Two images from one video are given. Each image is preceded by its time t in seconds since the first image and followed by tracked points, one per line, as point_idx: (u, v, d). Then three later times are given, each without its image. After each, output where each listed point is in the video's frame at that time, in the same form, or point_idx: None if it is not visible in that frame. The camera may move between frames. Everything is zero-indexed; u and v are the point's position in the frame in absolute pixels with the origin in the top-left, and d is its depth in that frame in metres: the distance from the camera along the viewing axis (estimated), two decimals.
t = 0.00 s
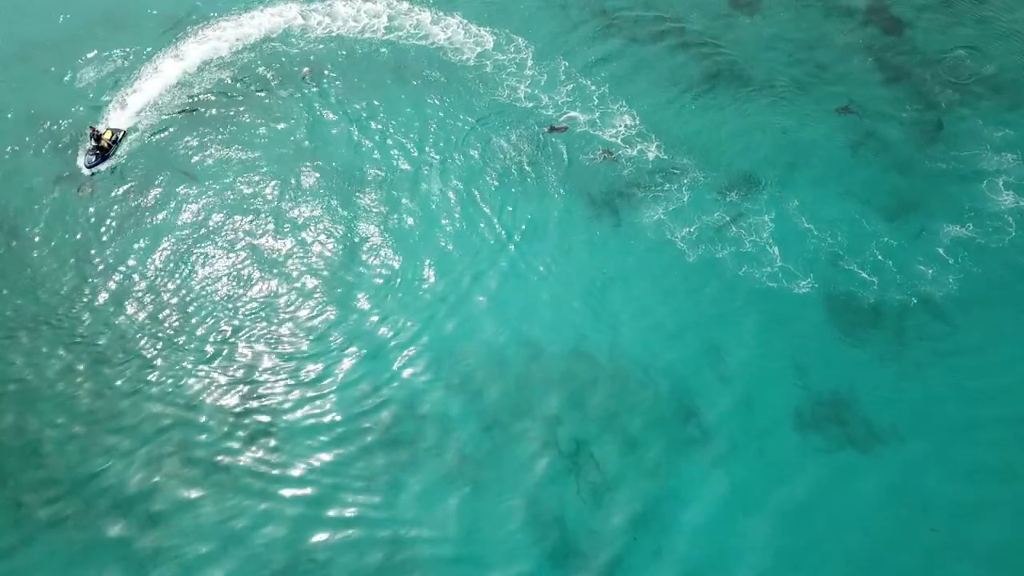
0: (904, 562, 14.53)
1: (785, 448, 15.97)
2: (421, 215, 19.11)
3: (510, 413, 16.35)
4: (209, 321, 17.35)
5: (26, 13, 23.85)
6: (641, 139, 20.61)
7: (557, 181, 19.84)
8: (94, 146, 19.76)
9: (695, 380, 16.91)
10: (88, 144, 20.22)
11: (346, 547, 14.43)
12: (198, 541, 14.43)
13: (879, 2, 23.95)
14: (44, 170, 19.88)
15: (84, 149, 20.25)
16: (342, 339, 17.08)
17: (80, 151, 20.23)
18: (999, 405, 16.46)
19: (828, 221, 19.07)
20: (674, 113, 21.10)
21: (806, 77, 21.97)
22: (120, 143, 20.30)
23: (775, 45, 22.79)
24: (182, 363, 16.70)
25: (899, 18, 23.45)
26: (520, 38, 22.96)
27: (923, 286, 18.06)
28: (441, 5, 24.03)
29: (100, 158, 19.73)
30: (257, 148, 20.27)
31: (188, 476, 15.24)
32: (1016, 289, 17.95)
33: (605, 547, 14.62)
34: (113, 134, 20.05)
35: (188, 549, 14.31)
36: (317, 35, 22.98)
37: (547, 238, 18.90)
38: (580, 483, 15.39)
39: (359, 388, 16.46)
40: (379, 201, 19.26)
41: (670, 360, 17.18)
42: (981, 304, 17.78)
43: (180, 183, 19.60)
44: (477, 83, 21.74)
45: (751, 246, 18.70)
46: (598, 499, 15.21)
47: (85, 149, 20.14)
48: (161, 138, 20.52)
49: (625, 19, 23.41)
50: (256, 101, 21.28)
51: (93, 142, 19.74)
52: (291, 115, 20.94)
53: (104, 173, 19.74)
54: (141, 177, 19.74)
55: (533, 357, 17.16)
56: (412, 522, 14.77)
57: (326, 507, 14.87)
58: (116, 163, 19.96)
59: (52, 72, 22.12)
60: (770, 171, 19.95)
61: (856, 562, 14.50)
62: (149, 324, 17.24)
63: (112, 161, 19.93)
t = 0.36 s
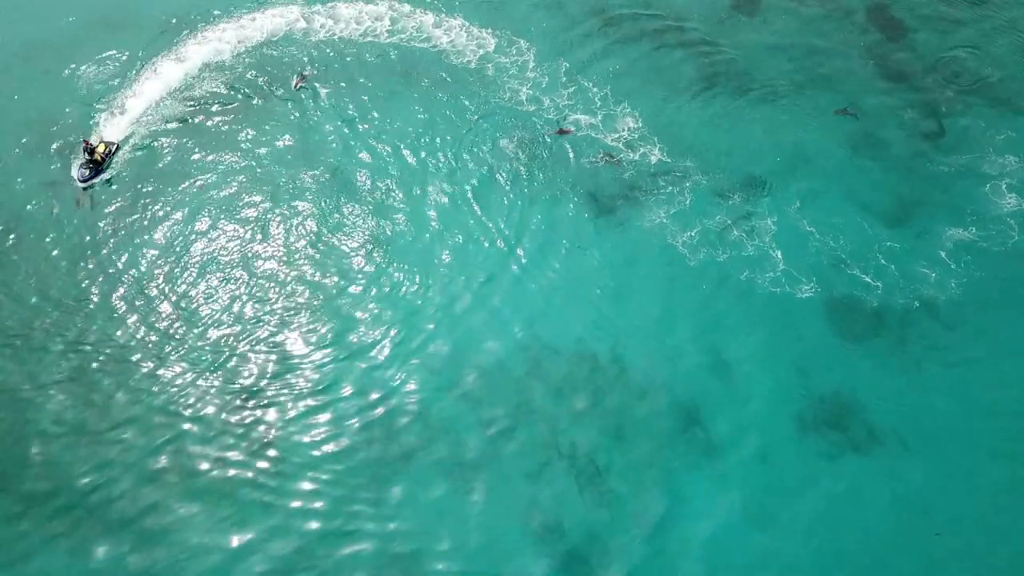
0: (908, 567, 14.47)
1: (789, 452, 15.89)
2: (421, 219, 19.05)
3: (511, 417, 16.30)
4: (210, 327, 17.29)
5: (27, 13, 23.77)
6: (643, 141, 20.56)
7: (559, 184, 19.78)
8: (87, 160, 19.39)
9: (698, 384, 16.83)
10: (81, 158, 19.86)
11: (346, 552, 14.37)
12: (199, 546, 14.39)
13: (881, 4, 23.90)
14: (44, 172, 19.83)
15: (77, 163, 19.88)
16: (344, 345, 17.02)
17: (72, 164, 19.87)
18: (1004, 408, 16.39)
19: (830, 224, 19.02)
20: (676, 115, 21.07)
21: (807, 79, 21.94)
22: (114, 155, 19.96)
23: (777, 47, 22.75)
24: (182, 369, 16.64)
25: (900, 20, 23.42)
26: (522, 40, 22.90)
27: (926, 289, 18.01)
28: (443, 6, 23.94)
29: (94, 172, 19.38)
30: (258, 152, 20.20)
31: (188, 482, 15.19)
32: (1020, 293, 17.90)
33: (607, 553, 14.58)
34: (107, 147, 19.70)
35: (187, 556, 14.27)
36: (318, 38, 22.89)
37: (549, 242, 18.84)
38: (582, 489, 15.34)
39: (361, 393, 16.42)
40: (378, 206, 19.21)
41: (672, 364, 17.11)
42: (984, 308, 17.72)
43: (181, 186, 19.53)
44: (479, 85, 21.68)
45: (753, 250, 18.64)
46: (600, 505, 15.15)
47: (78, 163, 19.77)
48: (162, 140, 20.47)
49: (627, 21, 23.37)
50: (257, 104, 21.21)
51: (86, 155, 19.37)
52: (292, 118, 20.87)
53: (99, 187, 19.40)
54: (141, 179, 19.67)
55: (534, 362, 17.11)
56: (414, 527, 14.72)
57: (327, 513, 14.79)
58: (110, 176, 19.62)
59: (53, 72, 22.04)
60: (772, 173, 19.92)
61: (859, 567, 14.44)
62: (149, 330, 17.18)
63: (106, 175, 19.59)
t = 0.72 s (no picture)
0: None
1: (790, 459, 15.82)
2: (421, 227, 19.02)
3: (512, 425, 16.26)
4: (210, 338, 17.32)
5: (30, 16, 23.75)
6: (644, 148, 20.54)
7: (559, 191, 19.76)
8: (81, 178, 19.37)
9: (699, 392, 16.76)
10: (74, 175, 19.84)
11: (344, 560, 14.38)
12: (196, 554, 14.41)
13: (883, 11, 23.88)
14: (47, 181, 19.94)
15: (70, 180, 19.85)
16: (343, 356, 17.01)
17: (65, 182, 19.86)
18: (1006, 417, 16.29)
19: (832, 232, 18.98)
20: (677, 122, 21.06)
21: (808, 85, 21.93)
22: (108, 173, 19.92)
23: (778, 54, 22.75)
24: (182, 379, 16.66)
25: (902, 26, 23.41)
26: (523, 46, 22.89)
27: (929, 296, 17.95)
28: (444, 12, 23.89)
29: (88, 190, 19.34)
30: (259, 160, 20.20)
31: (187, 490, 15.20)
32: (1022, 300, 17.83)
33: (605, 561, 14.54)
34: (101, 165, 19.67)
35: (186, 564, 14.29)
36: (320, 45, 22.87)
37: (549, 249, 18.80)
38: (581, 497, 15.29)
39: (359, 401, 16.41)
40: (379, 213, 19.18)
41: (673, 372, 17.04)
42: (987, 316, 17.65)
43: (182, 196, 19.57)
44: (480, 92, 21.67)
45: (755, 257, 18.59)
46: (599, 512, 15.10)
47: (72, 181, 19.75)
48: (163, 148, 20.50)
49: (628, 27, 23.37)
50: (258, 111, 21.21)
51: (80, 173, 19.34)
52: (293, 125, 20.86)
53: (93, 206, 19.38)
54: (142, 189, 19.71)
55: (534, 369, 17.06)
56: (412, 534, 14.71)
57: (326, 521, 14.81)
58: (103, 194, 19.58)
59: (56, 78, 22.08)
60: (772, 179, 19.90)
61: None
62: (150, 340, 17.23)
63: (100, 193, 19.57)
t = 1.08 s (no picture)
0: None
1: (792, 477, 15.72)
2: (421, 244, 19.01)
3: (512, 443, 16.21)
4: (209, 356, 17.26)
5: (36, 33, 23.94)
6: (645, 164, 20.58)
7: (560, 208, 19.76)
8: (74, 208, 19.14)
9: (701, 409, 16.69)
10: (69, 205, 19.62)
11: None
12: None
13: (882, 28, 23.97)
14: (49, 197, 20.00)
15: (64, 210, 19.64)
16: (344, 374, 16.95)
17: (56, 216, 19.60)
18: (1011, 435, 16.20)
19: (833, 248, 18.99)
20: (677, 138, 21.11)
21: (807, 102, 22.00)
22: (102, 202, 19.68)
23: (777, 70, 22.84)
24: (182, 398, 16.63)
25: (901, 44, 23.51)
26: (525, 62, 22.96)
27: (930, 313, 17.91)
28: (446, 28, 23.96)
29: (81, 219, 19.11)
30: (260, 177, 20.19)
31: (186, 511, 15.18)
32: None
33: None
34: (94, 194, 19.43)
35: None
36: (322, 62, 22.92)
37: (551, 266, 18.78)
38: (582, 516, 15.18)
39: (360, 420, 16.36)
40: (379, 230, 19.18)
41: (675, 389, 16.97)
42: (990, 332, 17.60)
43: (183, 212, 19.54)
44: (482, 108, 21.71)
45: (756, 274, 18.58)
46: (600, 531, 14.99)
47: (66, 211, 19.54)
48: (165, 164, 20.54)
49: (628, 44, 23.47)
50: (259, 128, 21.23)
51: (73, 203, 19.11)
52: (294, 142, 20.88)
53: (87, 235, 19.13)
54: (143, 206, 19.70)
55: (535, 387, 17.01)
56: (411, 556, 14.66)
57: (325, 543, 14.73)
58: (97, 223, 19.33)
59: (59, 94, 22.19)
60: (773, 195, 19.94)
61: None
62: (149, 358, 17.18)
63: (94, 222, 19.32)
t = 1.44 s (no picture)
0: None
1: (793, 498, 15.62)
2: (422, 265, 19.05)
3: (513, 465, 16.13)
4: (209, 378, 17.24)
5: (39, 54, 24.08)
6: (646, 184, 20.64)
7: (561, 227, 19.79)
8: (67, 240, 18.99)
9: (701, 429, 16.61)
10: (62, 236, 19.49)
11: None
12: None
13: (880, 49, 24.13)
14: (51, 217, 20.08)
15: (58, 242, 19.51)
16: (343, 395, 16.94)
17: (50, 246, 19.45)
18: (1014, 455, 16.10)
19: (833, 268, 19.00)
20: (677, 158, 21.19)
21: (806, 122, 22.09)
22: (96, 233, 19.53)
23: (776, 91, 22.96)
24: (182, 419, 16.61)
25: (899, 65, 23.65)
26: (526, 83, 23.09)
27: (932, 333, 17.89)
28: (448, 49, 24.12)
29: (74, 252, 18.96)
30: (262, 197, 20.25)
31: (185, 534, 15.15)
32: None
33: None
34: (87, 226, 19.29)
35: None
36: (324, 82, 23.03)
37: (551, 285, 18.80)
38: (581, 538, 15.10)
39: (359, 441, 16.34)
40: (380, 250, 19.24)
41: (675, 409, 16.91)
42: (992, 352, 17.55)
43: (185, 232, 19.58)
44: (483, 128, 21.80)
45: (756, 293, 18.57)
46: (599, 554, 14.91)
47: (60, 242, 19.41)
48: (166, 184, 20.58)
49: (629, 65, 23.62)
50: (261, 147, 21.31)
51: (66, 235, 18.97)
52: (296, 162, 20.96)
53: (80, 267, 18.98)
54: (145, 226, 19.75)
55: (534, 408, 16.96)
56: None
57: (323, 568, 14.71)
58: (91, 255, 19.19)
59: (62, 115, 22.31)
60: (772, 215, 19.98)
61: None
62: (148, 379, 17.18)
63: (87, 254, 19.17)
